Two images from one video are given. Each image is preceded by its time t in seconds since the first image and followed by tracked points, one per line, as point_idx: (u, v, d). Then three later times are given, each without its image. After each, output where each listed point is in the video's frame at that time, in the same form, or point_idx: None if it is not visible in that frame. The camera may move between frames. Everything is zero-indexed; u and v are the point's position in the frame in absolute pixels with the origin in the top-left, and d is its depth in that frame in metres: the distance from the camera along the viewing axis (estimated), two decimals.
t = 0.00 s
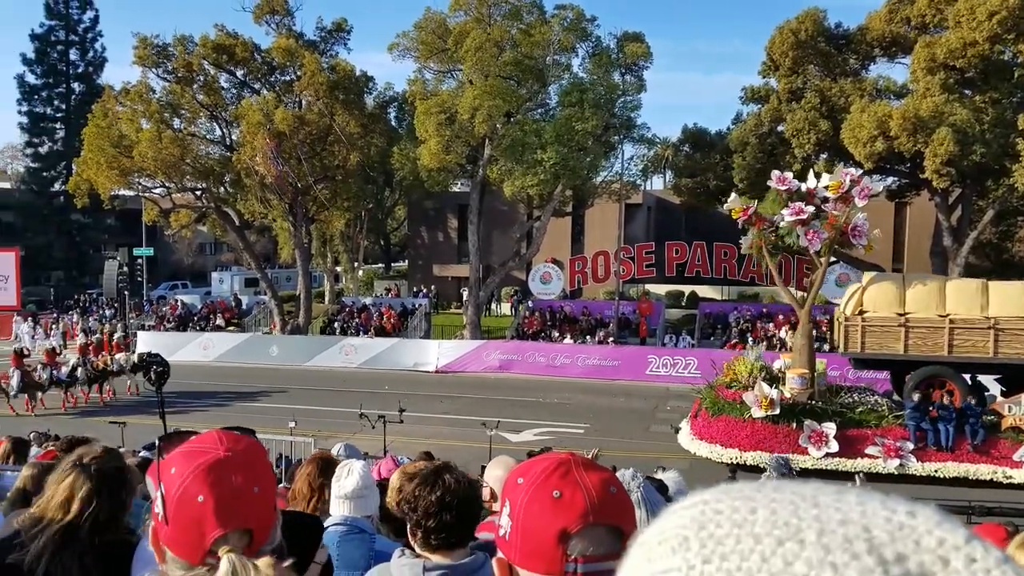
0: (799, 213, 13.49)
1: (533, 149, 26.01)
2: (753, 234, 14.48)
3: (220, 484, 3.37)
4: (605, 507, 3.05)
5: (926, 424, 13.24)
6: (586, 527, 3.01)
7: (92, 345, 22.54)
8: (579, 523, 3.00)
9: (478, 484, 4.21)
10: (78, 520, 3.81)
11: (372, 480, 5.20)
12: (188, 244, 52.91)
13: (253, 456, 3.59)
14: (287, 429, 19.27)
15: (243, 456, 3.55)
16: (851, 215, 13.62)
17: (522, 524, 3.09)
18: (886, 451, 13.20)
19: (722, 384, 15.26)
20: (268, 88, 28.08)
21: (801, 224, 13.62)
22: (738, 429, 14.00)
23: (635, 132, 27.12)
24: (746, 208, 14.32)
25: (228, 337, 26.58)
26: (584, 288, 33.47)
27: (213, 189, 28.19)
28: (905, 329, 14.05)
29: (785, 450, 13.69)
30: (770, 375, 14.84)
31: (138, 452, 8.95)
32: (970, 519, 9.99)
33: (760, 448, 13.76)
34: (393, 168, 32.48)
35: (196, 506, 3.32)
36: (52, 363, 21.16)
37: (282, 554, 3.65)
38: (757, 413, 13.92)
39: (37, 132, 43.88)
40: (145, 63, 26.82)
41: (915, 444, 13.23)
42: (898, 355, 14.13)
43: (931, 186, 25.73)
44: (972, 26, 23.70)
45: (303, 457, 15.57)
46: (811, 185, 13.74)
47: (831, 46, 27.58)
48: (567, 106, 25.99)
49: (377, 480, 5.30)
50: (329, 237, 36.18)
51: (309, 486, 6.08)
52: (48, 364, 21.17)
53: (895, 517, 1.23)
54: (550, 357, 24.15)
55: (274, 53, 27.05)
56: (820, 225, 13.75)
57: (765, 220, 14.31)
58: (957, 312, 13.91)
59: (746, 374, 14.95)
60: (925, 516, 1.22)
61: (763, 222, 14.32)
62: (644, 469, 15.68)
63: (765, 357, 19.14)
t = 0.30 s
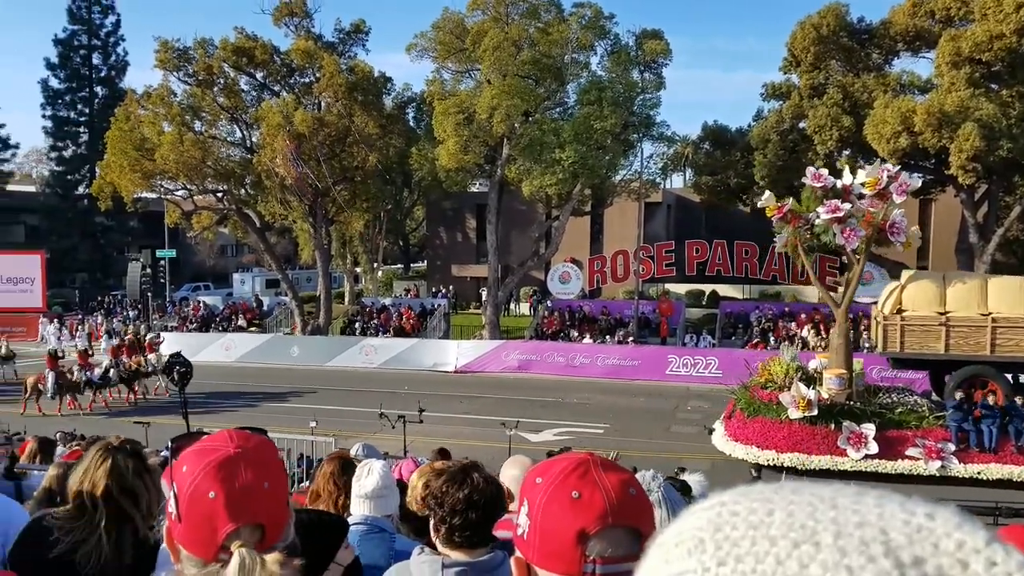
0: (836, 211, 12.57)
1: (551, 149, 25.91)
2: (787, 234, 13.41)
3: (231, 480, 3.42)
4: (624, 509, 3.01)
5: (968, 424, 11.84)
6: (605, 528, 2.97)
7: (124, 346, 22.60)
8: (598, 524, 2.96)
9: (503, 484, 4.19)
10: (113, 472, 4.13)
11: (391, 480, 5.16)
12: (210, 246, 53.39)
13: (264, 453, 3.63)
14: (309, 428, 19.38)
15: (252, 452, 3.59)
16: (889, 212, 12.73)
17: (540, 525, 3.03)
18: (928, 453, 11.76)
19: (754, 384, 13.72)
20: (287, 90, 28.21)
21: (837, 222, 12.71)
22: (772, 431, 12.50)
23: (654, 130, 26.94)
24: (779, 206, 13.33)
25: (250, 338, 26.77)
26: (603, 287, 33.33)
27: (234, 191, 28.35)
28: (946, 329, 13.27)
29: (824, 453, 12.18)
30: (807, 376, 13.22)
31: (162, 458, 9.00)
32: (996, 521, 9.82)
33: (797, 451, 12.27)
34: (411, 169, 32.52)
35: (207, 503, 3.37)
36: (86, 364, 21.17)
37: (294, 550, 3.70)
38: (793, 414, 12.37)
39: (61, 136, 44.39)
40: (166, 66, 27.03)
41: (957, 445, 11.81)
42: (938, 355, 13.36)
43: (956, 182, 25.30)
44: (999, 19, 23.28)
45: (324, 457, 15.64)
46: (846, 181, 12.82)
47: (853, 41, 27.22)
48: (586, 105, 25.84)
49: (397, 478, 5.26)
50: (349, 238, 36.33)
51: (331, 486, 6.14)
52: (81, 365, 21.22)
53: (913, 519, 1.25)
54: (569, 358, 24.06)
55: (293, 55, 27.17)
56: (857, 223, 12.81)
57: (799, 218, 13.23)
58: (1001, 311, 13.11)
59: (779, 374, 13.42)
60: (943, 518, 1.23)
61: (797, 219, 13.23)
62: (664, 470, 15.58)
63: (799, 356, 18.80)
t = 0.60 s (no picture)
0: (863, 208, 12.65)
1: (564, 147, 26.02)
2: (814, 230, 13.67)
3: (237, 475, 3.42)
4: (639, 507, 2.97)
5: (998, 421, 11.99)
6: (619, 527, 2.91)
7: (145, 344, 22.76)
8: (613, 522, 2.90)
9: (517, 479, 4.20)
10: (117, 467, 4.13)
11: (405, 477, 5.17)
12: (223, 245, 53.64)
13: (274, 448, 3.62)
14: (322, 427, 19.46)
15: (258, 448, 3.58)
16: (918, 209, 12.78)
17: (554, 522, 2.98)
18: (957, 450, 11.78)
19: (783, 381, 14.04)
20: (300, 87, 28.27)
21: (865, 219, 12.80)
22: (801, 428, 12.75)
23: (667, 128, 26.99)
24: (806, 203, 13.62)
25: (263, 337, 26.88)
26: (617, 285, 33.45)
27: (247, 189, 28.62)
28: (975, 325, 13.35)
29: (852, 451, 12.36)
30: (835, 373, 13.52)
31: (178, 454, 9.05)
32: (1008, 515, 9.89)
33: (825, 448, 12.50)
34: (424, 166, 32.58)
35: (215, 498, 3.38)
36: (107, 364, 21.46)
37: (306, 547, 3.71)
38: (821, 411, 12.66)
39: (72, 135, 44.55)
40: (179, 65, 27.12)
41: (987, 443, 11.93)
42: (966, 351, 13.45)
43: (969, 179, 25.34)
44: (1010, 16, 23.29)
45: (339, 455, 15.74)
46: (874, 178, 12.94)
47: (866, 38, 27.30)
48: (599, 102, 25.90)
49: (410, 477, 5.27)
50: (362, 236, 36.44)
51: (347, 485, 6.16)
52: (103, 365, 21.55)
53: (915, 514, 1.26)
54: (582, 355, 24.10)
55: (305, 53, 27.25)
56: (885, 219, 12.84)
57: (827, 215, 13.51)
58: None
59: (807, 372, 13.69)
60: (946, 513, 1.24)
61: (824, 216, 13.53)
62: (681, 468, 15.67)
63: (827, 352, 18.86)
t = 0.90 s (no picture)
0: (886, 207, 13.57)
1: (571, 145, 26.00)
2: (836, 228, 14.52)
3: (248, 470, 3.37)
4: (644, 506, 2.81)
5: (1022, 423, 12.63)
6: (622, 526, 2.74)
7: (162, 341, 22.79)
8: (616, 520, 2.74)
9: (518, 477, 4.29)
10: (122, 464, 4.11)
11: (413, 475, 5.21)
12: (231, 242, 53.79)
13: (284, 444, 3.58)
14: (330, 424, 19.50)
15: (270, 443, 3.53)
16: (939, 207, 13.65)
17: (556, 521, 2.82)
18: (979, 450, 12.67)
19: (802, 380, 14.88)
20: (308, 85, 28.28)
21: (887, 217, 13.68)
22: (823, 428, 13.66)
23: (675, 126, 26.95)
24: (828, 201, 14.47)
25: (270, 334, 26.96)
26: (624, 283, 33.52)
27: (255, 186, 28.68)
28: (998, 325, 13.48)
29: (873, 449, 13.28)
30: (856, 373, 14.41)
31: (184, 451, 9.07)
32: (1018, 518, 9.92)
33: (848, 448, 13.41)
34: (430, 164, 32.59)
35: (225, 493, 3.34)
36: (124, 360, 21.37)
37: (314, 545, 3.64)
38: (844, 411, 13.50)
39: (81, 131, 44.60)
40: (187, 62, 27.19)
41: (1009, 443, 12.69)
42: (989, 351, 13.60)
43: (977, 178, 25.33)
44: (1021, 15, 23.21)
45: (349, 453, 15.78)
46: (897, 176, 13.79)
47: (875, 36, 27.24)
48: (607, 101, 25.89)
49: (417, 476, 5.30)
50: (370, 233, 36.54)
51: (357, 481, 6.17)
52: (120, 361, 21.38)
53: (916, 514, 1.27)
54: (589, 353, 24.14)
55: (313, 50, 27.26)
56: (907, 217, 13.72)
57: (850, 213, 14.35)
58: None
59: (827, 371, 14.61)
60: (945, 513, 1.25)
61: (847, 214, 14.36)
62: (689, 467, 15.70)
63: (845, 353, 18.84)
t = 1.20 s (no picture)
0: (874, 204, 13.91)
1: (555, 141, 26.13)
2: (826, 226, 14.92)
3: (229, 466, 3.56)
4: (620, 500, 2.93)
5: (1009, 415, 13.63)
6: (597, 520, 2.87)
7: (150, 341, 22.22)
8: (589, 515, 2.86)
9: (498, 471, 4.41)
10: (95, 462, 4.19)
11: (400, 474, 5.51)
12: (209, 239, 53.07)
13: (265, 441, 3.77)
14: (315, 422, 19.31)
15: (251, 441, 3.71)
16: (925, 205, 13.98)
17: (535, 517, 2.95)
18: (969, 443, 13.42)
19: (795, 376, 15.48)
20: (284, 78, 27.85)
21: (875, 215, 14.05)
22: (818, 423, 14.16)
23: (656, 124, 27.19)
24: (817, 199, 14.83)
25: (251, 333, 26.69)
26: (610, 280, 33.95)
27: (232, 181, 28.23)
28: (984, 320, 14.08)
29: (869, 442, 13.85)
30: (847, 368, 14.83)
31: (167, 450, 8.70)
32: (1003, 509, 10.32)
33: (842, 442, 13.95)
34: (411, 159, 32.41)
35: (206, 488, 3.52)
36: (109, 358, 20.94)
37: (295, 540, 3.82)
38: (838, 406, 14.02)
39: (50, 123, 43.54)
40: (158, 53, 26.64)
41: (999, 436, 13.47)
42: (976, 346, 14.18)
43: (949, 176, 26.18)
44: (987, 19, 23.90)
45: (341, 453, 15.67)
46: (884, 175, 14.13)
47: (848, 38, 27.87)
48: (588, 98, 26.02)
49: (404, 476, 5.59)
50: (352, 229, 36.31)
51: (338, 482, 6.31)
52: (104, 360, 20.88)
53: (863, 500, 1.37)
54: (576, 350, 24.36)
55: (290, 43, 26.80)
56: (894, 215, 14.09)
57: (838, 211, 14.72)
58: None
59: (820, 366, 15.06)
60: (890, 500, 1.35)
61: (835, 212, 14.73)
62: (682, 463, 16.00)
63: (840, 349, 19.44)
